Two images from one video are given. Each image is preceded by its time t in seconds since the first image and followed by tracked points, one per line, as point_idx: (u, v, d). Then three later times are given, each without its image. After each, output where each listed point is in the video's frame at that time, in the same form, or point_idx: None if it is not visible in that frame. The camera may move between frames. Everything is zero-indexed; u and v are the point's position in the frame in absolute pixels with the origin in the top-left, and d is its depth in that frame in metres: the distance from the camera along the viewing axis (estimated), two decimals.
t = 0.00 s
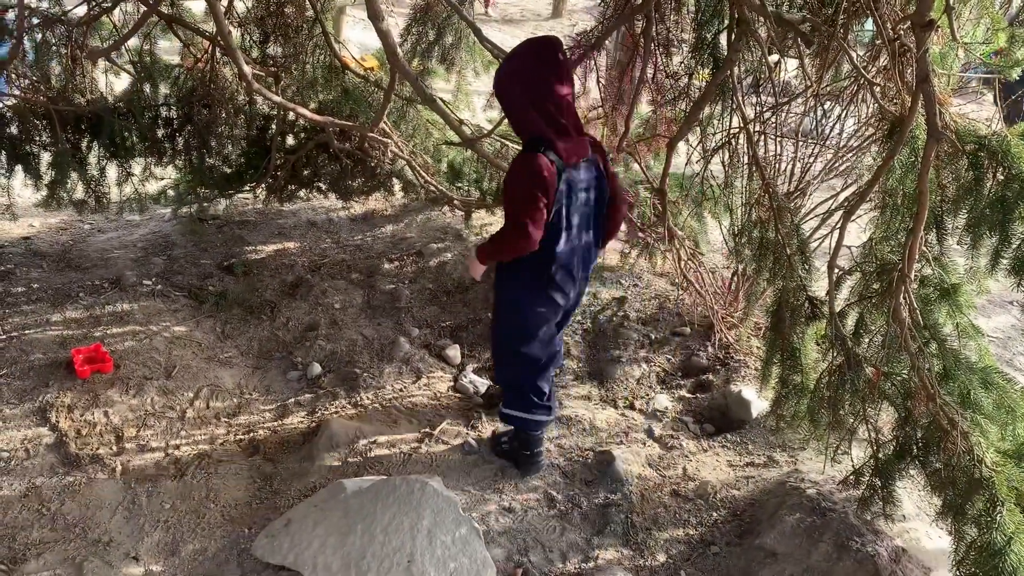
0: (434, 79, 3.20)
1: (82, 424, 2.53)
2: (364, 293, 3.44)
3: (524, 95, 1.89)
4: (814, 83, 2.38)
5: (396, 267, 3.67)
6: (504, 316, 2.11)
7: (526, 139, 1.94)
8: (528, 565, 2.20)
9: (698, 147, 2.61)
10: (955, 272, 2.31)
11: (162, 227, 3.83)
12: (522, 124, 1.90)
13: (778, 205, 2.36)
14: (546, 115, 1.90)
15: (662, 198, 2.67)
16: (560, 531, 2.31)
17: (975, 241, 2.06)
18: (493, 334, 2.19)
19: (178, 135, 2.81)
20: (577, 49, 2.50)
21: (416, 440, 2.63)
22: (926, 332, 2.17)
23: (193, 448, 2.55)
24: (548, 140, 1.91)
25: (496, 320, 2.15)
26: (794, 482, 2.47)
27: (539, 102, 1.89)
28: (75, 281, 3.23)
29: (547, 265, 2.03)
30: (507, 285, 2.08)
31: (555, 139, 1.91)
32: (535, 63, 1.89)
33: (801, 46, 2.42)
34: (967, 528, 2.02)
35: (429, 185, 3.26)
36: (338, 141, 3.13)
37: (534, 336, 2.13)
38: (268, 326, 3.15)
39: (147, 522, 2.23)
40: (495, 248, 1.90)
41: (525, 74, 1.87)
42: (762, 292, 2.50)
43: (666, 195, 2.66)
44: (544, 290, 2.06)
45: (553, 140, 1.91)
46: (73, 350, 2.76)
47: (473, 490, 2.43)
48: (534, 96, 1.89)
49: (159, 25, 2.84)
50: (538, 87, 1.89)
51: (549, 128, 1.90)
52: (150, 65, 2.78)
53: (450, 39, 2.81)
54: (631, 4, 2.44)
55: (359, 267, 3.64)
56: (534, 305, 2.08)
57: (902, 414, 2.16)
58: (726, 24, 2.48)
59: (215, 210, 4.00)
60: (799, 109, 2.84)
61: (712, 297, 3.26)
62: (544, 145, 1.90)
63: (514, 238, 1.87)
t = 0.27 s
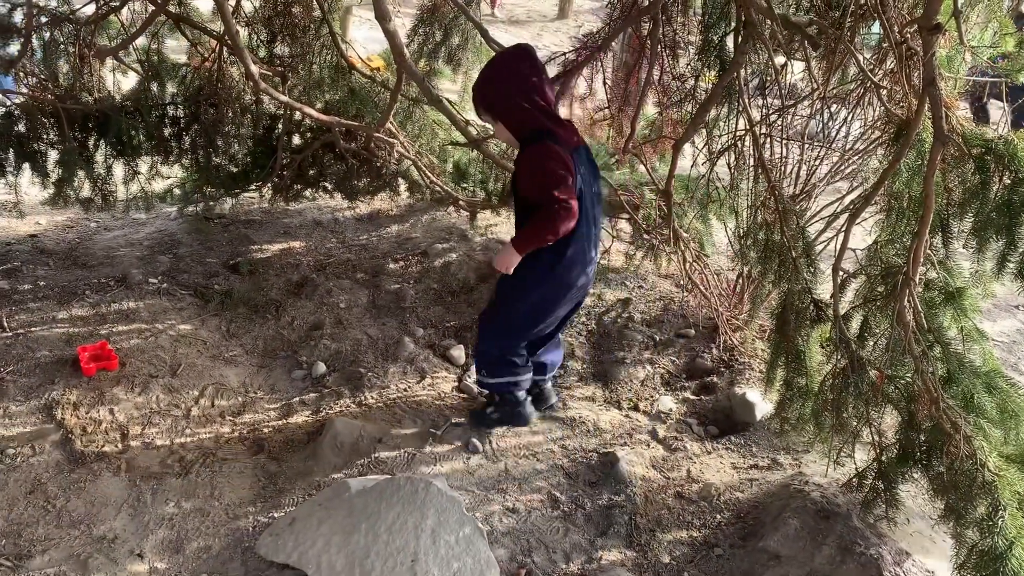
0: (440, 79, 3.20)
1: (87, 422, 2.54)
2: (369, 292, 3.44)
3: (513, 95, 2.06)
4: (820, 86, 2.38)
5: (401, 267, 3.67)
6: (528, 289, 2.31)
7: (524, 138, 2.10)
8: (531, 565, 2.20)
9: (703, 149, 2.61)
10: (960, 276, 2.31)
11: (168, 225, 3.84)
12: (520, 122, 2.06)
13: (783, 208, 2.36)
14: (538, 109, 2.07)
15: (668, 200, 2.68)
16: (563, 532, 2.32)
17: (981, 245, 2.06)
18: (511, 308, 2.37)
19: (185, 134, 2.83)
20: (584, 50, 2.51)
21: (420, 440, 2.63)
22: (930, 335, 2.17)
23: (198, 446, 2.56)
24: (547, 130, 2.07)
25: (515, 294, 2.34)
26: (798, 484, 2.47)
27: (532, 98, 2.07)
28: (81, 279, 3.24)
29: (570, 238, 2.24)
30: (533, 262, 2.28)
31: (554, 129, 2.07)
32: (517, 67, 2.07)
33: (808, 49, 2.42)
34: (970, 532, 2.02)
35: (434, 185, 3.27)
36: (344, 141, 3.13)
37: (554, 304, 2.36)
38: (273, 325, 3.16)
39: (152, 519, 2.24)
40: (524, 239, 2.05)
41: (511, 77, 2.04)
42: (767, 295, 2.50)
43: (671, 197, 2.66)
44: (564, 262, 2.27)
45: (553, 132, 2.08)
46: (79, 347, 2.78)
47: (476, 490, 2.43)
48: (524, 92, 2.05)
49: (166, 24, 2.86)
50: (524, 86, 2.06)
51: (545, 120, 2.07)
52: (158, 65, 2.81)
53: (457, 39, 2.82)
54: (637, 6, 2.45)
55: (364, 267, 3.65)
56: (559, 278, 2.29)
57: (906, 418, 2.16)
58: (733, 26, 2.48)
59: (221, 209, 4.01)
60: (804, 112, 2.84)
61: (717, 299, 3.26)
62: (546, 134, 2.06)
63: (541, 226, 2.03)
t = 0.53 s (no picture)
0: (450, 79, 3.21)
1: (97, 419, 2.55)
2: (378, 291, 3.45)
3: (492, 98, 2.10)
4: (831, 87, 2.38)
5: (409, 267, 3.68)
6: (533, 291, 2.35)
7: (505, 140, 2.15)
8: (538, 565, 2.20)
9: (712, 150, 2.61)
10: (971, 279, 2.30)
11: (178, 224, 3.86)
12: (500, 124, 2.10)
13: (793, 209, 2.36)
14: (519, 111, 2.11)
15: (676, 202, 2.68)
16: (569, 532, 2.32)
17: (992, 247, 2.05)
18: (514, 310, 2.42)
19: (196, 133, 2.85)
20: (593, 51, 2.51)
21: (427, 439, 2.64)
22: (940, 338, 2.16)
23: (207, 443, 2.57)
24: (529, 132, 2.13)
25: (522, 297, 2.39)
26: (806, 487, 2.47)
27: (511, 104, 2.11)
28: (92, 277, 3.26)
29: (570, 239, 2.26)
30: (532, 265, 2.32)
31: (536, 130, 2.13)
32: (495, 71, 2.12)
33: (819, 50, 2.42)
34: (979, 536, 2.01)
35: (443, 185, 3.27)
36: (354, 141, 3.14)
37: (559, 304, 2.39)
38: (282, 324, 3.17)
39: (160, 516, 2.25)
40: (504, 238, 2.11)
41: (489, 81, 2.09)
42: (776, 297, 2.50)
43: (680, 198, 2.66)
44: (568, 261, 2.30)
45: (532, 133, 2.13)
46: (89, 345, 2.79)
47: (483, 490, 2.44)
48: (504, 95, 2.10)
49: (178, 23, 2.87)
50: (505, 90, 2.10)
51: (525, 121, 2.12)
52: (168, 63, 2.84)
53: (467, 40, 2.83)
54: (647, 7, 2.45)
55: (373, 266, 3.66)
56: (559, 280, 2.33)
57: (915, 420, 2.15)
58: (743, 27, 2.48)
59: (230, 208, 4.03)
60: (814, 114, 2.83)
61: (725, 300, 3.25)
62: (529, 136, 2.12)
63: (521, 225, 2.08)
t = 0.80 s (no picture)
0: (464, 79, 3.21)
1: (111, 416, 2.57)
2: (390, 291, 3.46)
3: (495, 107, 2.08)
4: (846, 88, 2.37)
5: (421, 266, 3.69)
6: (547, 293, 2.40)
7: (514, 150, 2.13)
8: (550, 565, 2.20)
9: (726, 151, 2.61)
10: (987, 282, 2.28)
11: (192, 222, 3.88)
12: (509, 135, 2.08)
13: (807, 211, 2.35)
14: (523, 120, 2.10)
15: (690, 202, 2.67)
16: (581, 532, 2.32)
17: (1009, 250, 2.04)
18: (528, 311, 2.46)
19: (210, 132, 2.87)
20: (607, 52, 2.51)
21: (439, 438, 2.64)
22: (956, 341, 2.15)
23: (220, 441, 2.58)
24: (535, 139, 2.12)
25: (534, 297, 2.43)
26: (819, 489, 2.46)
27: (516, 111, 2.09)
28: (106, 275, 3.28)
29: (584, 241, 2.31)
30: (551, 267, 2.35)
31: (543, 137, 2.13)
32: (499, 80, 2.09)
33: (834, 51, 2.41)
34: (994, 540, 2.00)
35: (456, 185, 3.28)
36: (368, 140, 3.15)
37: (572, 303, 2.45)
38: (295, 322, 3.18)
39: (173, 512, 2.27)
40: (520, 246, 2.11)
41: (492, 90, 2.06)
42: (789, 298, 2.49)
43: (694, 198, 2.65)
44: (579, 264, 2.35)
45: (540, 141, 2.12)
46: (104, 342, 2.81)
47: (495, 490, 2.44)
48: (508, 104, 2.08)
49: (193, 23, 2.88)
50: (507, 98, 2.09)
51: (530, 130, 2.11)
52: (184, 63, 2.84)
53: (480, 40, 2.83)
54: (662, 7, 2.45)
55: (385, 265, 3.67)
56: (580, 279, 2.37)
57: (930, 423, 2.14)
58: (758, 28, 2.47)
59: (244, 207, 4.04)
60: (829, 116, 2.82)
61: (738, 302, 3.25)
62: (535, 143, 2.11)
63: (534, 234, 2.09)
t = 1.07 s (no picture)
0: (478, 81, 3.22)
1: (127, 415, 2.59)
2: (403, 292, 3.47)
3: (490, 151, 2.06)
4: (863, 90, 2.35)
5: (435, 267, 3.70)
6: (577, 302, 2.40)
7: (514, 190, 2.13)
8: (562, 566, 2.21)
9: (741, 153, 2.60)
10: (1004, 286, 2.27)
11: (207, 222, 3.90)
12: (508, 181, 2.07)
13: (823, 213, 2.34)
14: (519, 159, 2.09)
15: (704, 205, 2.67)
16: (594, 534, 2.32)
17: None
18: (558, 320, 2.45)
19: (225, 133, 2.89)
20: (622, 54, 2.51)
21: (452, 439, 2.65)
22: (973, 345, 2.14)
23: (235, 441, 2.60)
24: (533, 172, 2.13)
25: (551, 312, 2.45)
26: (833, 492, 2.45)
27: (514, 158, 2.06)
28: (122, 274, 3.31)
29: (606, 254, 2.32)
30: (580, 279, 2.35)
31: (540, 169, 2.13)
32: (494, 128, 2.04)
33: (850, 53, 2.41)
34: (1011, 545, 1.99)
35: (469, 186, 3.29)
36: (382, 142, 3.16)
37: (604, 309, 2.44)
38: (309, 323, 3.20)
39: (188, 511, 2.28)
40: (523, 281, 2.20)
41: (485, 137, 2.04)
42: (804, 301, 2.48)
43: (708, 201, 2.65)
44: (599, 277, 2.36)
45: (539, 182, 2.11)
46: (120, 341, 2.83)
47: (507, 491, 2.45)
48: (504, 151, 2.05)
49: (210, 25, 2.90)
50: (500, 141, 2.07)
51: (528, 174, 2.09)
52: (200, 64, 2.86)
53: (495, 42, 2.84)
54: (677, 9, 2.45)
55: (399, 266, 3.68)
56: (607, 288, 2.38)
57: (947, 427, 2.13)
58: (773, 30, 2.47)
59: (258, 207, 4.07)
60: (845, 118, 2.81)
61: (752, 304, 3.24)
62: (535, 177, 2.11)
63: (531, 270, 2.18)
